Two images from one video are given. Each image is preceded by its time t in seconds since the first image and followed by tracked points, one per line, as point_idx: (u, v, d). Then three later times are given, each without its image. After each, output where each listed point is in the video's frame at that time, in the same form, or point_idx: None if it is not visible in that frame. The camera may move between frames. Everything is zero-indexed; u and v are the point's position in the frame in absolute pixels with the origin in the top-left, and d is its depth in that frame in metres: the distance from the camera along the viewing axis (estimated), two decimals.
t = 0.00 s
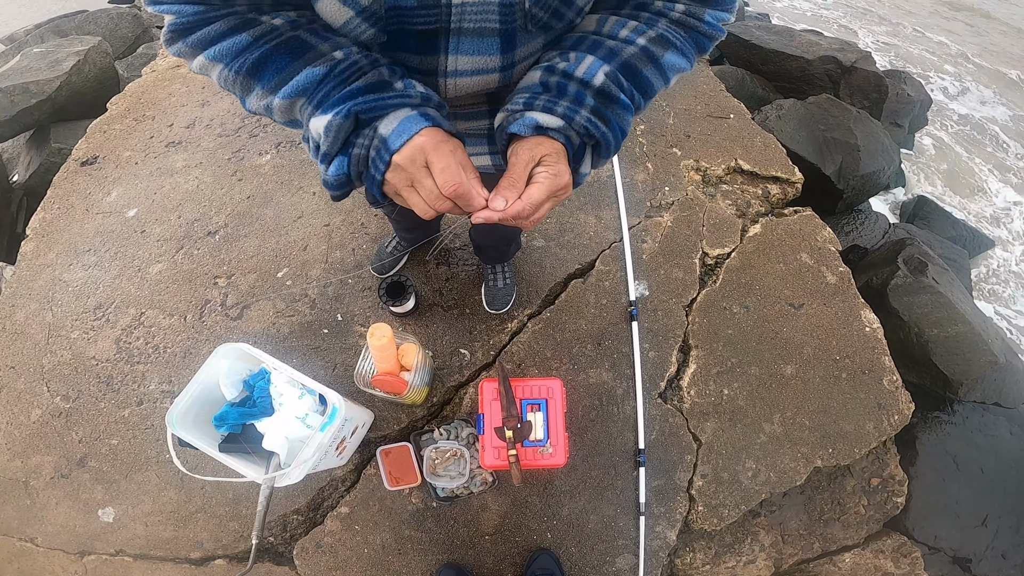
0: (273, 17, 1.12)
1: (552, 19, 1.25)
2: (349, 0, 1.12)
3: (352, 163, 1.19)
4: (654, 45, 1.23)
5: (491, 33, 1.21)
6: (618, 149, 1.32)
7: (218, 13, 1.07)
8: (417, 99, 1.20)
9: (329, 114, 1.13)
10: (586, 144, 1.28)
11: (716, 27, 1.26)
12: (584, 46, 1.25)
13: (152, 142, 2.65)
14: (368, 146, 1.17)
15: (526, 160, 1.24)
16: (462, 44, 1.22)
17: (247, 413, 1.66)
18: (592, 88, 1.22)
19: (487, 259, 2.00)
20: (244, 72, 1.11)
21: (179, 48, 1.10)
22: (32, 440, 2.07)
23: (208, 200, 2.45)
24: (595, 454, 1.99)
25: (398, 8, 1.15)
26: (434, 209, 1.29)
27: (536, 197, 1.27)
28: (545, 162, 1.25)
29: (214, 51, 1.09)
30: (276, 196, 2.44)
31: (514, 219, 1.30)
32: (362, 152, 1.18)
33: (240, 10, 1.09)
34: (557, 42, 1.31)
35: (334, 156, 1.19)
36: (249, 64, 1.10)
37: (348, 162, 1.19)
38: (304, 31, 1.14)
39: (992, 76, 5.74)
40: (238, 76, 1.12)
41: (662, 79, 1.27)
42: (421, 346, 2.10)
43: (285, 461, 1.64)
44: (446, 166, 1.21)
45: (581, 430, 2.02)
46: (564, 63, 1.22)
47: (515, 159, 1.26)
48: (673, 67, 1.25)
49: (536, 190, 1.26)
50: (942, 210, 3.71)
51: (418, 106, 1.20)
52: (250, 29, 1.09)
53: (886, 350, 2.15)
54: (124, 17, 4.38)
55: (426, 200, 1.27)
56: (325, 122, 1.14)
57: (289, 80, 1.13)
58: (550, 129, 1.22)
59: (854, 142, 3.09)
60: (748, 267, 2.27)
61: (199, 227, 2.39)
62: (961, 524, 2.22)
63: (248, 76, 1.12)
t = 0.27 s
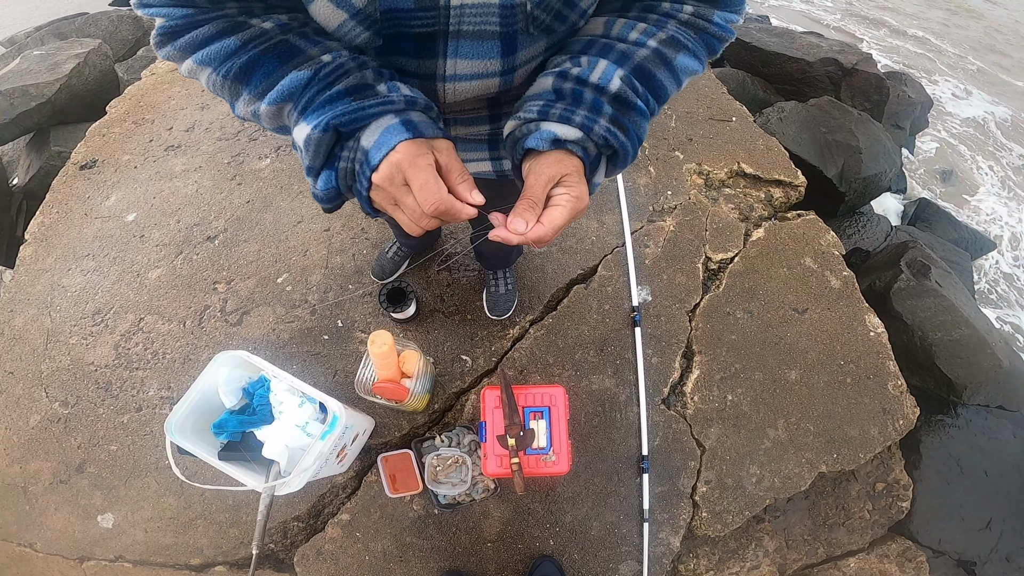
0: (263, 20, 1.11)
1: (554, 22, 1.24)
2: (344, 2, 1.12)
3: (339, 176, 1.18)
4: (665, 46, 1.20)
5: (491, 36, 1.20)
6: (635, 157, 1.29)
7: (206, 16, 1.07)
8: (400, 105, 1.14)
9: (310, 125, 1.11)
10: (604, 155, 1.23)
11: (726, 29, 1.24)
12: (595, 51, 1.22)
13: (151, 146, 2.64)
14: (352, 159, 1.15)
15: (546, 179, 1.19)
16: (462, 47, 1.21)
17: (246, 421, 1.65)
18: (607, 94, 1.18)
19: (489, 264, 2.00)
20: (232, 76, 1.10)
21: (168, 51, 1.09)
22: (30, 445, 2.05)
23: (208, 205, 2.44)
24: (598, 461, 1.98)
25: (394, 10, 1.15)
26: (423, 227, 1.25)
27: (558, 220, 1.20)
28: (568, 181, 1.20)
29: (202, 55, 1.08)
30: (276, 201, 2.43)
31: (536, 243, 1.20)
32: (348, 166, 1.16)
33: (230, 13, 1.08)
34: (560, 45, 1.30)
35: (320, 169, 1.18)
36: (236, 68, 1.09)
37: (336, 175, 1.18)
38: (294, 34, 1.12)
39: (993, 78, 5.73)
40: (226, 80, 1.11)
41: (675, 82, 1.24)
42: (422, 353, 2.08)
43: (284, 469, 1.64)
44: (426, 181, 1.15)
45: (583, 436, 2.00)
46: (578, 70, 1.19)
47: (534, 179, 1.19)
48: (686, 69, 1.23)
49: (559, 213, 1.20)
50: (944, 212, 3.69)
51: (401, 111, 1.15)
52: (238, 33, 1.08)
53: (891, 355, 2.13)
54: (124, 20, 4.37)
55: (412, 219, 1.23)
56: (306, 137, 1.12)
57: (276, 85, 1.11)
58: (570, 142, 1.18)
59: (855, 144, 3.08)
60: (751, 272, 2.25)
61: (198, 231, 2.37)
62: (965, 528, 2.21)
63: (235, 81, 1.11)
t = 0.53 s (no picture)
0: (256, 28, 1.12)
1: (552, 28, 1.23)
2: (338, 9, 1.12)
3: (336, 201, 1.23)
4: (667, 55, 1.20)
5: (487, 43, 1.19)
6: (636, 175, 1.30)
7: (200, 23, 1.08)
8: (382, 129, 1.13)
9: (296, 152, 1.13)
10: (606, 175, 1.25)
11: (727, 35, 1.23)
12: (597, 61, 1.20)
13: (151, 150, 2.64)
14: (344, 187, 1.19)
15: (550, 217, 1.24)
16: (458, 55, 1.20)
17: (247, 427, 1.65)
18: (613, 111, 1.17)
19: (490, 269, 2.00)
20: (223, 85, 1.11)
21: (160, 58, 1.10)
22: (31, 450, 2.05)
23: (208, 209, 2.44)
24: (599, 466, 1.97)
25: (389, 17, 1.14)
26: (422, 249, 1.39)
27: (545, 252, 1.36)
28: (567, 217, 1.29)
29: (194, 63, 1.09)
30: (276, 206, 2.43)
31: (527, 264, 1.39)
32: (342, 192, 1.20)
33: (224, 20, 1.10)
34: (558, 52, 1.30)
35: (318, 194, 1.23)
36: (227, 78, 1.10)
37: (333, 201, 1.23)
38: (285, 43, 1.13)
39: (993, 79, 5.72)
40: (217, 90, 1.12)
41: (678, 92, 1.24)
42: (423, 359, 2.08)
43: (285, 476, 1.64)
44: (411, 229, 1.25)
45: (585, 442, 1.99)
46: (583, 84, 1.17)
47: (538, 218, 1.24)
48: (688, 77, 1.22)
49: (548, 246, 1.36)
50: (945, 214, 3.69)
51: (386, 133, 1.14)
52: (231, 41, 1.09)
53: (893, 359, 2.13)
54: (124, 23, 4.37)
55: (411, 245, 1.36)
56: (296, 170, 1.15)
57: (265, 96, 1.12)
58: (576, 168, 1.17)
59: (855, 146, 3.07)
60: (753, 276, 2.24)
61: (198, 236, 2.37)
62: (969, 530, 2.19)
63: (226, 91, 1.12)
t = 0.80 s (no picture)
0: (260, 39, 1.13)
1: (554, 35, 1.23)
2: (342, 17, 1.13)
3: (332, 232, 1.25)
4: (666, 62, 1.20)
5: (490, 50, 1.20)
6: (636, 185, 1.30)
7: (203, 32, 1.08)
8: (367, 160, 1.14)
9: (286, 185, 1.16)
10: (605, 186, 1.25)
11: (727, 42, 1.23)
12: (596, 69, 1.21)
13: (153, 154, 2.64)
14: (335, 219, 1.22)
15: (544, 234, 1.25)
16: (461, 62, 1.21)
17: (249, 431, 1.64)
18: (611, 121, 1.18)
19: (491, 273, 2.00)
20: (222, 98, 1.11)
21: (162, 67, 1.10)
22: (34, 453, 2.05)
23: (210, 213, 2.44)
24: (601, 469, 1.97)
25: (392, 25, 1.15)
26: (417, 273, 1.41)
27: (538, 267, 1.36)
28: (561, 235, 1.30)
29: (195, 73, 1.09)
30: (277, 209, 2.43)
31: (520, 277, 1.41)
32: (335, 223, 1.23)
33: (228, 29, 1.10)
34: (559, 59, 1.30)
35: (314, 224, 1.26)
36: (227, 91, 1.11)
37: (329, 231, 1.25)
38: (285, 58, 1.15)
39: (993, 80, 5.72)
40: (215, 103, 1.12)
41: (677, 100, 1.24)
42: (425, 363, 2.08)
43: (286, 479, 1.64)
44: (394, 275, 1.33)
45: (586, 445, 1.99)
46: (581, 93, 1.17)
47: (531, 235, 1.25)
48: (689, 84, 1.23)
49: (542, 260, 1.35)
50: (946, 215, 3.69)
51: (371, 164, 1.15)
52: (233, 52, 1.10)
53: (895, 361, 2.12)
54: (126, 26, 4.38)
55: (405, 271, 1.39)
56: (286, 206, 1.18)
57: (262, 114, 1.13)
58: (573, 182, 1.18)
59: (856, 148, 3.07)
60: (754, 279, 2.24)
61: (200, 240, 2.38)
62: (972, 532, 2.19)
63: (225, 105, 1.12)
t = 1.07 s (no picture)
0: (264, 40, 1.12)
1: (562, 35, 1.23)
2: (348, 17, 1.12)
3: (328, 236, 1.24)
4: (678, 60, 1.19)
5: (498, 51, 1.19)
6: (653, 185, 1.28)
7: (206, 33, 1.08)
8: (368, 166, 1.14)
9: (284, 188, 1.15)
10: (620, 186, 1.23)
11: (739, 40, 1.22)
12: (607, 68, 1.20)
13: (154, 157, 2.64)
14: (331, 224, 1.21)
15: (552, 233, 1.23)
16: (469, 63, 1.20)
17: (251, 435, 1.65)
18: (624, 118, 1.16)
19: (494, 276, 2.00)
20: (223, 99, 1.11)
21: (163, 68, 1.10)
22: (35, 456, 2.05)
23: (211, 217, 2.44)
24: (604, 472, 1.96)
25: (399, 25, 1.15)
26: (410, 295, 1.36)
27: (549, 273, 1.33)
28: (571, 235, 1.27)
29: (197, 74, 1.09)
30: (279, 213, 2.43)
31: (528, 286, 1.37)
32: (332, 228, 1.22)
33: (232, 30, 1.10)
34: (568, 60, 1.30)
35: (310, 227, 1.25)
36: (228, 92, 1.10)
37: (324, 235, 1.25)
38: (289, 59, 1.14)
39: (994, 80, 5.70)
40: (217, 104, 1.11)
41: (691, 96, 1.23)
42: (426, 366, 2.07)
43: (289, 484, 1.63)
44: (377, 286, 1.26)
45: (590, 448, 1.98)
46: (592, 92, 1.17)
47: (538, 233, 1.23)
48: (702, 81, 1.22)
49: (553, 265, 1.32)
50: (949, 216, 3.68)
51: (371, 170, 1.15)
52: (236, 53, 1.09)
53: (900, 363, 2.11)
54: (127, 29, 4.39)
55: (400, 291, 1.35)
56: (284, 209, 1.18)
57: (263, 115, 1.12)
58: (585, 180, 1.17)
59: (859, 149, 3.06)
60: (757, 281, 2.23)
61: (201, 243, 2.37)
62: (978, 533, 2.17)
63: (226, 107, 1.12)
